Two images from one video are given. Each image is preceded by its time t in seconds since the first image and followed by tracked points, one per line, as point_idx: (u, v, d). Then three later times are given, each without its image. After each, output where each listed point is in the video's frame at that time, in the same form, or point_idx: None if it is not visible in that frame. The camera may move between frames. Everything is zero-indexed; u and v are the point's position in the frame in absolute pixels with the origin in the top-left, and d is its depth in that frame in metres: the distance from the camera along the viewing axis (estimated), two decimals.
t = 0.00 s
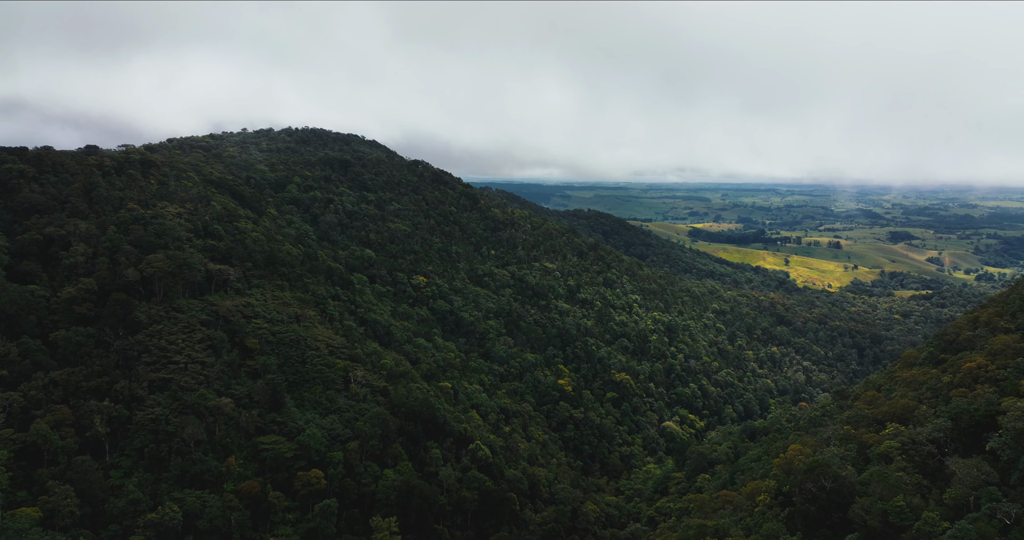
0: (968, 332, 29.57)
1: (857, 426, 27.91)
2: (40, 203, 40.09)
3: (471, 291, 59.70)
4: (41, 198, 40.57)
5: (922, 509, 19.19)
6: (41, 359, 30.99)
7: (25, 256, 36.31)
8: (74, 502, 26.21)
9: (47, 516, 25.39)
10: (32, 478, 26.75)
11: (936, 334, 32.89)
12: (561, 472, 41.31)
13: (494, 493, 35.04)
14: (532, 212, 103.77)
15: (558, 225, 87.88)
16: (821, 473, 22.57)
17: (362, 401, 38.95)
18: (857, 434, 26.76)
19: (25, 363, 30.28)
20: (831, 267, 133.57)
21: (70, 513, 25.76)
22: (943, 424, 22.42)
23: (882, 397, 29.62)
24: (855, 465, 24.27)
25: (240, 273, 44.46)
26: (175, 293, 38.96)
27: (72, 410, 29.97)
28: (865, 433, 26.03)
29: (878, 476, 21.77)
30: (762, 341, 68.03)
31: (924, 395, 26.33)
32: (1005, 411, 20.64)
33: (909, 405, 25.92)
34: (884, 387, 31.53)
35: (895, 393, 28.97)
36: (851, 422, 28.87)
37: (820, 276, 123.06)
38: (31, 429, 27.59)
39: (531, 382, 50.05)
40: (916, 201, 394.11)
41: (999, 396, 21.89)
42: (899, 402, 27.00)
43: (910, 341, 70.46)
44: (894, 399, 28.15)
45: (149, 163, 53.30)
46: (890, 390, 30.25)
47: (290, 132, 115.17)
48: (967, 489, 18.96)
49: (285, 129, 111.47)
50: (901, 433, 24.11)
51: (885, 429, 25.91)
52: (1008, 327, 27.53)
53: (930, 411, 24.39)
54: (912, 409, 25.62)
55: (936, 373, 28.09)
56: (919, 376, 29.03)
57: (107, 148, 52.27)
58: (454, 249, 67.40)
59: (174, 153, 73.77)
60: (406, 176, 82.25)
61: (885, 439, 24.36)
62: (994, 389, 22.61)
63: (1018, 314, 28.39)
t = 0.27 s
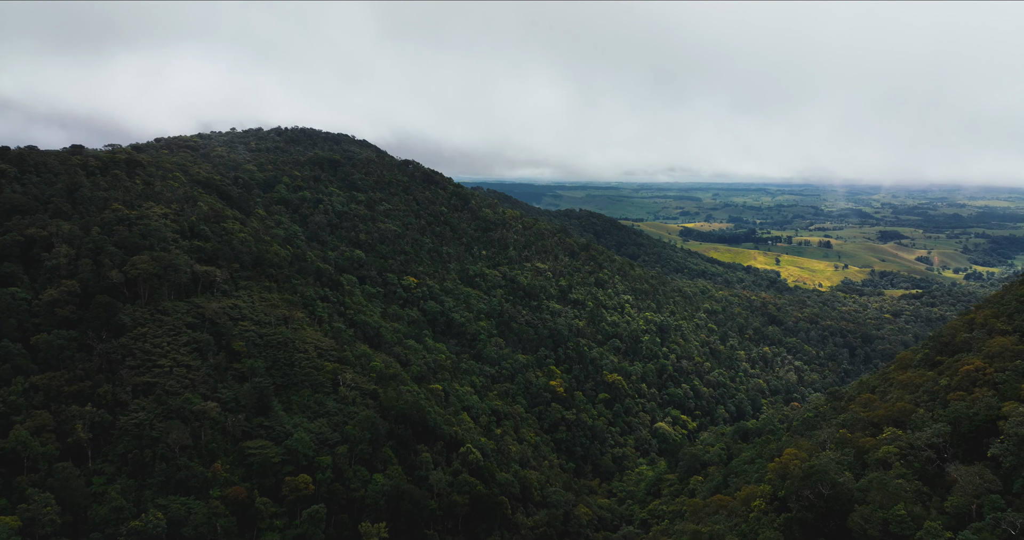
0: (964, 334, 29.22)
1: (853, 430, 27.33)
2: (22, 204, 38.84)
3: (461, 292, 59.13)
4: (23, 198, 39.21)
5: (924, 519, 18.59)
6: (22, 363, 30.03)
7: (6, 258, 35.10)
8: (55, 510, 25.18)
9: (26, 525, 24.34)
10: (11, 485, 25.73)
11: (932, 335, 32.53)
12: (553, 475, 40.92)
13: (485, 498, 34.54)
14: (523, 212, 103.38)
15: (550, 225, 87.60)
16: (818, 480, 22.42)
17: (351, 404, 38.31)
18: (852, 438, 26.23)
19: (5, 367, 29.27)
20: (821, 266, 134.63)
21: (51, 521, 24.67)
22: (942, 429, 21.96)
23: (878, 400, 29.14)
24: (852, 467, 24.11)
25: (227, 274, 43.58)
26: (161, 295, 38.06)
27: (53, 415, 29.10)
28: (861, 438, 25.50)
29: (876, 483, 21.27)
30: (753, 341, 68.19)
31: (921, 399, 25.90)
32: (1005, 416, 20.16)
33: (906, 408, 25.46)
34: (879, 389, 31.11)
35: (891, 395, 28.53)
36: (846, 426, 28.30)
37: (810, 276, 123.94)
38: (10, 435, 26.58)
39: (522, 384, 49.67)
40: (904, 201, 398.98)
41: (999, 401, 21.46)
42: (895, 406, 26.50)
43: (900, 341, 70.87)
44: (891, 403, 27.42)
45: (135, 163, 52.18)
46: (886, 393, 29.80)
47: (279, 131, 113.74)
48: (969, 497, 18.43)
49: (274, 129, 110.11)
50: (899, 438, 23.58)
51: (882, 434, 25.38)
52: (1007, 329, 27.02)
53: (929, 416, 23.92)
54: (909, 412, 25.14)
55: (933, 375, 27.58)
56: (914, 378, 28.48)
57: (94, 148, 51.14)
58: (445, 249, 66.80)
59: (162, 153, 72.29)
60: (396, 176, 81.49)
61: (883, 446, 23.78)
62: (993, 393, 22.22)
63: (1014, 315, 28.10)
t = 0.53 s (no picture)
0: (960, 335, 28.79)
1: (849, 434, 26.64)
2: (3, 205, 37.60)
3: (452, 293, 58.53)
4: (4, 199, 38.09)
5: (925, 528, 17.60)
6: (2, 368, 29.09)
7: None
8: (35, 518, 24.05)
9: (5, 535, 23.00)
10: None
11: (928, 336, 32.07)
12: (544, 478, 40.48)
13: (476, 502, 34.00)
14: (514, 212, 102.96)
15: (541, 225, 87.27)
16: (816, 486, 21.54)
17: (340, 408, 37.64)
18: (848, 443, 25.51)
19: None
20: (811, 266, 135.56)
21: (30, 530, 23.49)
22: (942, 434, 21.04)
23: (873, 403, 28.48)
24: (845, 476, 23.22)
25: (214, 276, 42.66)
26: (146, 298, 37.15)
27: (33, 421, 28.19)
28: (857, 443, 24.76)
29: (876, 490, 20.52)
30: (745, 341, 68.33)
31: (917, 402, 25.32)
32: (1008, 421, 19.24)
33: (902, 411, 24.83)
34: (875, 392, 30.48)
35: (887, 398, 27.93)
36: (841, 429, 27.60)
37: (800, 275, 124.75)
38: None
39: (513, 385, 49.24)
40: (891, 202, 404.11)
41: (1000, 405, 20.67)
42: (891, 409, 25.86)
43: (891, 340, 71.21)
44: (887, 407, 26.62)
45: (120, 163, 51.04)
46: (882, 396, 29.16)
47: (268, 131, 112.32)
48: (971, 505, 17.42)
49: (263, 129, 108.72)
50: (896, 443, 22.80)
51: (878, 439, 24.64)
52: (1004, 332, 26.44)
53: (927, 420, 23.13)
54: (905, 415, 24.50)
55: (930, 378, 26.91)
56: (911, 381, 27.74)
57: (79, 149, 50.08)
58: (436, 250, 66.17)
59: (150, 153, 70.72)
60: (386, 176, 80.71)
61: (880, 451, 22.93)
62: (992, 397, 21.51)
63: (1011, 316, 27.68)
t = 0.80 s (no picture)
0: (956, 337, 28.44)
1: (844, 437, 26.26)
2: None
3: (442, 294, 57.90)
4: None
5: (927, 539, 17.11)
6: None
7: None
8: (10, 529, 23.15)
9: None
10: None
11: (924, 338, 31.75)
12: (536, 481, 40.08)
13: (466, 507, 33.49)
14: (505, 212, 102.49)
15: (531, 225, 86.92)
16: (813, 494, 21.39)
17: (328, 411, 36.92)
18: (844, 447, 25.07)
19: None
20: (800, 266, 136.71)
21: None
22: (941, 440, 20.61)
23: (869, 406, 28.08)
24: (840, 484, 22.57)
25: (199, 278, 41.67)
26: (129, 300, 36.16)
27: (10, 428, 27.18)
28: (853, 448, 24.27)
29: (876, 498, 19.99)
30: (736, 341, 68.50)
31: (914, 406, 24.92)
32: (1009, 427, 18.79)
33: (899, 415, 24.54)
34: (871, 395, 29.93)
35: (883, 401, 27.49)
36: (836, 432, 27.20)
37: (790, 275, 125.62)
38: None
39: (504, 387, 48.79)
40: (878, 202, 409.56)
41: (1000, 410, 20.30)
42: (887, 413, 25.57)
43: (880, 340, 71.62)
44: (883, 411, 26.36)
45: (103, 163, 49.82)
46: (878, 399, 28.70)
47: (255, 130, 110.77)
48: (975, 515, 16.71)
49: (251, 128, 107.22)
50: (894, 449, 22.44)
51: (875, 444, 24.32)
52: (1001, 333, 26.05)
53: (925, 425, 22.69)
54: (903, 420, 24.20)
55: (926, 381, 26.51)
56: (907, 384, 27.27)
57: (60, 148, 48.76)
58: (426, 251, 65.50)
59: (136, 153, 69.12)
60: (375, 176, 79.86)
61: (878, 457, 22.39)
62: (992, 401, 21.16)
63: (1007, 318, 27.37)
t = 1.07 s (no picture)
0: (953, 340, 28.15)
1: (840, 442, 25.83)
2: None
3: (433, 296, 57.29)
4: None
5: None
6: None
7: None
8: None
9: None
10: None
11: (919, 340, 31.51)
12: (528, 484, 39.67)
13: (457, 511, 33.01)
14: (496, 213, 102.13)
15: (522, 226, 86.54)
16: (810, 502, 20.99)
17: (316, 415, 36.22)
18: (840, 453, 24.64)
19: None
20: (790, 265, 137.72)
21: None
22: (941, 446, 20.15)
23: (864, 409, 27.72)
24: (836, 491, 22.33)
25: (185, 280, 40.74)
26: (113, 303, 35.26)
27: None
28: (850, 453, 23.86)
29: (876, 507, 19.43)
30: (728, 341, 68.63)
31: (911, 409, 24.53)
32: (1011, 433, 18.39)
33: (896, 418, 24.16)
34: (868, 399, 29.46)
35: (879, 404, 27.14)
36: (831, 436, 26.85)
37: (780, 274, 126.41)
38: None
39: (496, 389, 48.36)
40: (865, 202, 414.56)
41: (1000, 415, 20.01)
42: (883, 417, 25.23)
43: (871, 339, 72.01)
44: (879, 414, 26.08)
45: (87, 163, 48.71)
46: (873, 402, 28.37)
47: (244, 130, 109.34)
48: (977, 526, 16.31)
49: (239, 128, 105.82)
50: (893, 454, 21.98)
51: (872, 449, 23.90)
52: (999, 335, 25.82)
53: (923, 430, 22.29)
54: (899, 424, 23.80)
55: (923, 384, 26.16)
56: (903, 388, 26.90)
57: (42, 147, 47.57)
58: (416, 251, 64.82)
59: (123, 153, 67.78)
60: (365, 176, 79.03)
61: (875, 464, 21.90)
62: (992, 406, 20.85)
63: (1003, 320, 27.12)
